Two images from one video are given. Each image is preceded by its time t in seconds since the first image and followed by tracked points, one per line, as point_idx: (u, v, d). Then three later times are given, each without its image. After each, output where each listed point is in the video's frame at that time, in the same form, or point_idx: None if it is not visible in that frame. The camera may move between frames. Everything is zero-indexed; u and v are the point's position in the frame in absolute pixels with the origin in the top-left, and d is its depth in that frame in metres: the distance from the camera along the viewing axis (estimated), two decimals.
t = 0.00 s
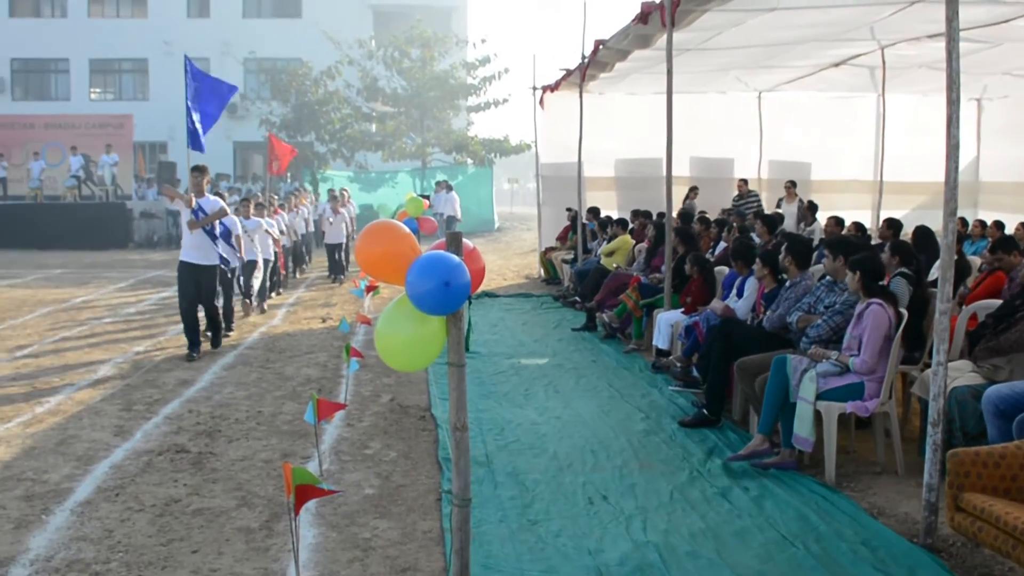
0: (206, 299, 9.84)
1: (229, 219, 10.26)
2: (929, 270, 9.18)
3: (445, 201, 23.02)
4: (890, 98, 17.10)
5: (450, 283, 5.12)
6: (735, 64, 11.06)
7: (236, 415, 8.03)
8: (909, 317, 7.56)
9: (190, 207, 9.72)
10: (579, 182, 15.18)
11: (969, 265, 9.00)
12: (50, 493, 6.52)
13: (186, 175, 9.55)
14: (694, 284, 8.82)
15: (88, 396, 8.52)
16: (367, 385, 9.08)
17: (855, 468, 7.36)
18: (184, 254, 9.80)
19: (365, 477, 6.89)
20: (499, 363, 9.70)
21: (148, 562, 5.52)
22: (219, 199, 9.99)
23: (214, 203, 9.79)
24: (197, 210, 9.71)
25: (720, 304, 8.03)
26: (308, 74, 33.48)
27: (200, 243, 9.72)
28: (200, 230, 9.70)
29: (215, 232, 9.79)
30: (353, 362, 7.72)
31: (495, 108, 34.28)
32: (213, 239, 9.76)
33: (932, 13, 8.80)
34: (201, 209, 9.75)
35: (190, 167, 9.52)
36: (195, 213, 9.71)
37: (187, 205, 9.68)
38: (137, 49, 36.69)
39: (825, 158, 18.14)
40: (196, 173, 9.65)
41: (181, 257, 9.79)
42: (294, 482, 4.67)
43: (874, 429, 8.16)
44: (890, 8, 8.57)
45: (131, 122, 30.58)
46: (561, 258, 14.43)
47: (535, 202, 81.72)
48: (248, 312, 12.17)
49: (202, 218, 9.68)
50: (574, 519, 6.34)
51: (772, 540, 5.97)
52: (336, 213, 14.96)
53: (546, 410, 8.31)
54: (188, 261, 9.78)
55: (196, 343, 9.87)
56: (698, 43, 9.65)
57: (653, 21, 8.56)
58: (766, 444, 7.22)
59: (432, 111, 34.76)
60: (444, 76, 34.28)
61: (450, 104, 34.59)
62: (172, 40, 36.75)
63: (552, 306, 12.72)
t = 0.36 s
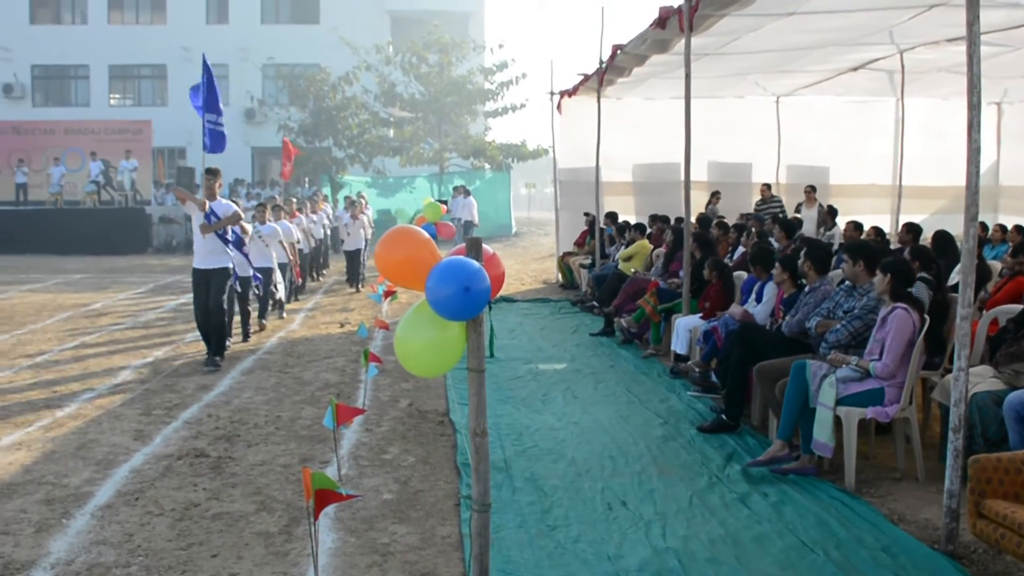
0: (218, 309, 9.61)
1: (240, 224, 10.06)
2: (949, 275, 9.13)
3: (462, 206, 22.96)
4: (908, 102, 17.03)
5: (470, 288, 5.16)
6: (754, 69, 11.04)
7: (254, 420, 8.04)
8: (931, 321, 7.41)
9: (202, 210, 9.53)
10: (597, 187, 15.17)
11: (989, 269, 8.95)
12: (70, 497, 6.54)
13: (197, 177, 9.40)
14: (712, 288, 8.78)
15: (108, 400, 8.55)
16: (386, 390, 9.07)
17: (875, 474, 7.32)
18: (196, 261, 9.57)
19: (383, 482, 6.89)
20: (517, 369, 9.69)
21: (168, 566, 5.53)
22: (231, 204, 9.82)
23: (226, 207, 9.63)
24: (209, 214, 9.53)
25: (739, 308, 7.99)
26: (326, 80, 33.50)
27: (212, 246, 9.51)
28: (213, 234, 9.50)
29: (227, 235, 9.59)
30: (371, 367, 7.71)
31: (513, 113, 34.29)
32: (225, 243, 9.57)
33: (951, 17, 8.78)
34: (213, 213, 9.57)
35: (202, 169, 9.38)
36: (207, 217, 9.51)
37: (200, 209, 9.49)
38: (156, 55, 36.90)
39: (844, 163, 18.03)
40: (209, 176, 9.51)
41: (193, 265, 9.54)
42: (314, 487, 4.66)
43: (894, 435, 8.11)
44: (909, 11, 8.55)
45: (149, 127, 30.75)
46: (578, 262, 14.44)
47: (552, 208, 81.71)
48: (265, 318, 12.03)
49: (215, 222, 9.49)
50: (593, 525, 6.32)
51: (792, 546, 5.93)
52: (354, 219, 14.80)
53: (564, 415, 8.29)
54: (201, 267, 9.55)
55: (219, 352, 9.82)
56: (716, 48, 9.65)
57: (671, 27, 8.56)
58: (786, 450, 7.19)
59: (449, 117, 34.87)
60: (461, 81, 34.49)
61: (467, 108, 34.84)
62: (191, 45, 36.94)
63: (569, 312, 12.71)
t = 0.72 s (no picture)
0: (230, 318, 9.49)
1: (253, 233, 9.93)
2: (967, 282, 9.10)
3: (479, 211, 22.66)
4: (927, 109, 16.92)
5: (489, 295, 5.20)
6: (771, 75, 11.01)
7: (272, 425, 8.05)
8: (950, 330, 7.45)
9: (215, 219, 9.42)
10: (614, 193, 15.16)
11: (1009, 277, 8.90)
12: (88, 502, 6.56)
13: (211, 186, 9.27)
14: (729, 295, 8.76)
15: (126, 406, 8.58)
16: (402, 396, 9.07)
17: (894, 483, 7.27)
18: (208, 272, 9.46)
19: (401, 488, 6.88)
20: (533, 375, 9.68)
21: (186, 572, 5.54)
22: (243, 214, 9.71)
23: (239, 216, 9.51)
24: (222, 223, 9.41)
25: (756, 315, 7.96)
26: (343, 86, 33.65)
27: (224, 257, 9.39)
28: (225, 244, 9.38)
29: (239, 246, 9.48)
30: (388, 373, 7.70)
31: (530, 119, 34.23)
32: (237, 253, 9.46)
33: (969, 22, 8.73)
34: (226, 222, 9.46)
35: (216, 178, 9.25)
36: (220, 227, 9.40)
37: (213, 219, 9.38)
38: (174, 62, 37.11)
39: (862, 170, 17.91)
40: (223, 185, 9.38)
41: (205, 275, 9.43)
42: (332, 493, 4.68)
43: (913, 443, 8.05)
44: (928, 17, 8.52)
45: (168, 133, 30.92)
46: (595, 269, 14.45)
47: (568, 213, 81.85)
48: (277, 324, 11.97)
49: (227, 232, 9.36)
50: (610, 532, 6.30)
51: (810, 555, 5.90)
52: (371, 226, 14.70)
53: (581, 422, 8.28)
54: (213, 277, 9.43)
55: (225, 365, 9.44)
56: (733, 54, 9.63)
57: (688, 33, 8.56)
58: (804, 458, 7.15)
59: (466, 123, 34.96)
60: (478, 87, 34.26)
61: (484, 115, 34.64)
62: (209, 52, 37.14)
63: (586, 318, 12.70)
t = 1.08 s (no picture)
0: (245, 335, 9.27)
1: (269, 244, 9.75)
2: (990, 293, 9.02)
3: (497, 222, 22.47)
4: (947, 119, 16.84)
5: (510, 307, 5.21)
6: (790, 85, 11.00)
7: (292, 436, 8.06)
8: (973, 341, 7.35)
9: (230, 231, 9.24)
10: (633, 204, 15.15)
11: None
12: (110, 512, 6.58)
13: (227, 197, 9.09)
14: (749, 306, 8.72)
15: (146, 416, 8.61)
16: (422, 407, 9.07)
17: (916, 495, 7.21)
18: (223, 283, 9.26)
19: (421, 499, 6.88)
20: (553, 386, 9.66)
21: None
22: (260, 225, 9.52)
23: (255, 227, 9.32)
24: (238, 234, 9.22)
25: (776, 327, 7.92)
26: (362, 97, 33.82)
27: (241, 270, 9.20)
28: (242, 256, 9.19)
29: (255, 257, 9.31)
30: (408, 385, 7.69)
31: (549, 129, 34.20)
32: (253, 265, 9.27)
33: (990, 32, 8.70)
34: (242, 233, 9.27)
35: (232, 189, 9.07)
36: (236, 238, 9.22)
37: (228, 230, 9.19)
38: (194, 73, 37.33)
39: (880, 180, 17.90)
40: (239, 195, 9.21)
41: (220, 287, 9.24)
42: (352, 505, 4.70)
43: (936, 456, 7.98)
44: (948, 27, 8.50)
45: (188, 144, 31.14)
46: (614, 280, 14.44)
47: (586, 224, 81.96)
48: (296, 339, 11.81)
49: (244, 244, 9.18)
50: (631, 545, 6.27)
51: (833, 568, 5.85)
52: (388, 238, 14.57)
53: (601, 433, 8.26)
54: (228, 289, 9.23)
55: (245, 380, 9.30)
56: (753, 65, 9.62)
57: (707, 43, 8.56)
58: (826, 471, 7.09)
59: (484, 133, 34.93)
60: (496, 98, 34.42)
61: (502, 125, 34.73)
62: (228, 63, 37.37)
63: (605, 329, 12.68)
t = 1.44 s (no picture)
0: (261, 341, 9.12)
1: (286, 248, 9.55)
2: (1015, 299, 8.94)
3: (518, 228, 22.41)
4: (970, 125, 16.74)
5: (535, 314, 5.21)
6: (811, 91, 10.97)
7: (313, 441, 8.08)
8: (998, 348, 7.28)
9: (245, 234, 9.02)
10: (654, 210, 15.13)
11: None
12: (133, 516, 6.60)
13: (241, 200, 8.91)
14: (772, 312, 8.69)
15: (169, 420, 8.64)
16: (443, 413, 9.07)
17: (939, 503, 7.15)
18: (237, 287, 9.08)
19: (442, 505, 6.87)
20: (574, 393, 9.65)
21: None
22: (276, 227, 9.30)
23: (271, 230, 9.11)
24: (253, 238, 9.01)
25: (798, 333, 7.89)
26: (383, 103, 33.94)
27: (256, 274, 9.01)
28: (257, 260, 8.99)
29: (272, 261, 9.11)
30: (429, 391, 7.68)
31: (569, 135, 34.16)
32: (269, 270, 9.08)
33: (1014, 37, 8.65)
34: (257, 237, 9.05)
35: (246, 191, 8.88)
36: (251, 242, 9.00)
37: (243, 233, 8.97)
38: (216, 80, 37.57)
39: (904, 187, 17.74)
40: (253, 198, 9.03)
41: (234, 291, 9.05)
42: (374, 510, 4.70)
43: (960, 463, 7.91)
44: (970, 32, 8.47)
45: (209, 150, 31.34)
46: (635, 285, 14.45)
47: (606, 231, 82.03)
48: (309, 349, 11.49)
49: (259, 248, 8.98)
50: (652, 552, 6.24)
51: None
52: (406, 244, 14.48)
53: (622, 440, 8.24)
54: (241, 294, 9.02)
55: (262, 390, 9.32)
56: (774, 70, 9.60)
57: (729, 49, 8.55)
58: (849, 478, 7.03)
59: (506, 139, 34.83)
60: (517, 104, 34.27)
61: (524, 131, 34.61)
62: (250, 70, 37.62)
63: (626, 335, 12.67)
